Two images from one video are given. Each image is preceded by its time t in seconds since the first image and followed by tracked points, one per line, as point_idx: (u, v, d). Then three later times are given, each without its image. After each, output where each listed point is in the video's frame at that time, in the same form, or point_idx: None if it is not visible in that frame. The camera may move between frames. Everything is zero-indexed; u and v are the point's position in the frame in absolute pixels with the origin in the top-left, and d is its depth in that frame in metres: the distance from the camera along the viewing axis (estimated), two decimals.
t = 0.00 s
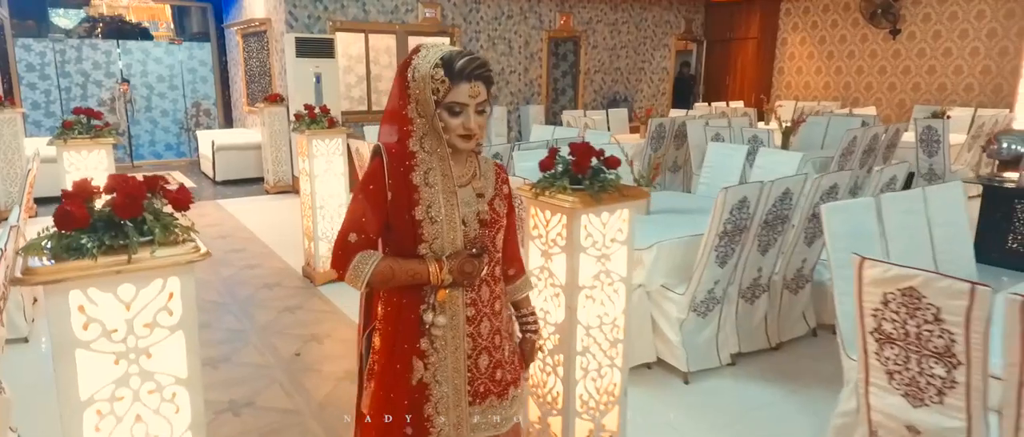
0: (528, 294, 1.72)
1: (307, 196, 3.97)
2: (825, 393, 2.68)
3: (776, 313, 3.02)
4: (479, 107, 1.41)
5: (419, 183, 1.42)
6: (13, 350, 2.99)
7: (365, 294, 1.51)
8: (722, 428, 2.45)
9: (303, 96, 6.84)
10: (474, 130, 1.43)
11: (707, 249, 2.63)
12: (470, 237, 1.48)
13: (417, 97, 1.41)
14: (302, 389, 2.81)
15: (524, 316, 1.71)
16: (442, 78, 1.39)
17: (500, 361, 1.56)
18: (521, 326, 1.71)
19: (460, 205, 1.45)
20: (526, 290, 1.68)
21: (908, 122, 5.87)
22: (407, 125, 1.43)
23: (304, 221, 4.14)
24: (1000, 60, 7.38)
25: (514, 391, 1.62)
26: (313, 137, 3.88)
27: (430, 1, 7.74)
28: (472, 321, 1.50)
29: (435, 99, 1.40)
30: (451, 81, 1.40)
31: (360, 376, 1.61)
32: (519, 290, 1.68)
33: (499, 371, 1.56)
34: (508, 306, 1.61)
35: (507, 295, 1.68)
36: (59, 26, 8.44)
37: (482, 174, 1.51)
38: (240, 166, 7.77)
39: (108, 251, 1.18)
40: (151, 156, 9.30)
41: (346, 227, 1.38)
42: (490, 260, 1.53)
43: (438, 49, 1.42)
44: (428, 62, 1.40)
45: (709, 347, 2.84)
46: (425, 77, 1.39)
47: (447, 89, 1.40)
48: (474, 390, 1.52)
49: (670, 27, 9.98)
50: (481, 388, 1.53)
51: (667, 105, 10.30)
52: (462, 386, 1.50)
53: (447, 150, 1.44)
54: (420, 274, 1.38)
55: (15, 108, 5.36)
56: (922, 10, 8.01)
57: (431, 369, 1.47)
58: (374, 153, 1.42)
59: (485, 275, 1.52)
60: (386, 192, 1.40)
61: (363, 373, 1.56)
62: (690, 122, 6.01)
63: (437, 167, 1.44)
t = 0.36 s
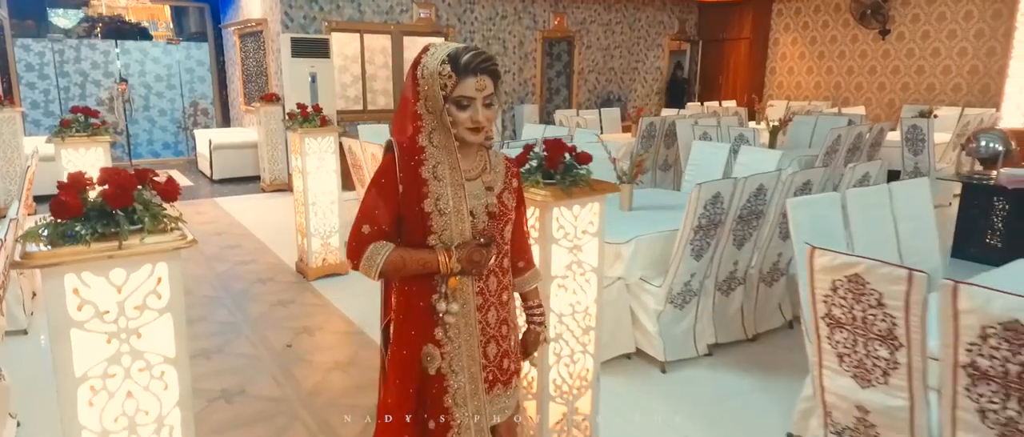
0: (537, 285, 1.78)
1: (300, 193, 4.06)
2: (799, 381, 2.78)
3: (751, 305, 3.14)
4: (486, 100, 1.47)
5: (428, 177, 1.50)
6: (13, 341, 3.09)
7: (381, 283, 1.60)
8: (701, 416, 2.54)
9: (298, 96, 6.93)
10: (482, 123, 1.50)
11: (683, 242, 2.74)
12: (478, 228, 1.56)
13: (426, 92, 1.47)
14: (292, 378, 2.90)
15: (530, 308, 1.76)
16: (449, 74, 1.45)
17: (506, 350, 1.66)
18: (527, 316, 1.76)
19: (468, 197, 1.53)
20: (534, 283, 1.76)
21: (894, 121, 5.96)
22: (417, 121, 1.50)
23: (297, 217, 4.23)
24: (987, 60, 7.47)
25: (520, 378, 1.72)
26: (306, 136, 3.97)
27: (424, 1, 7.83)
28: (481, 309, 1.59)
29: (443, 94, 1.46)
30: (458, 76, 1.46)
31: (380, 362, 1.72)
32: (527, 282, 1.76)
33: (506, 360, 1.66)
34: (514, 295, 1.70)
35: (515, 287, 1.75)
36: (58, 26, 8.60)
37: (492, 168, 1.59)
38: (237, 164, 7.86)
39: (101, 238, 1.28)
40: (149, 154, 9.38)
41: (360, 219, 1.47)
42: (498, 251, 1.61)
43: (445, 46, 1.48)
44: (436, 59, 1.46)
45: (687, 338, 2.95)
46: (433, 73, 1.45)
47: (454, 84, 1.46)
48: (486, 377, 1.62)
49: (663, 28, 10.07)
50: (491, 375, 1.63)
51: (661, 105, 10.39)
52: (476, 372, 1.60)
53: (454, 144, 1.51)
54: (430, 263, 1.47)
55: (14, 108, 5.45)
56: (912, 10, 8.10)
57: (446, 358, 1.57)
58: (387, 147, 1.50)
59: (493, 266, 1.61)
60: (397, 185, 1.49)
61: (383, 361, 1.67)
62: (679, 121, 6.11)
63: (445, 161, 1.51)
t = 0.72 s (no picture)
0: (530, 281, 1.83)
1: (294, 190, 4.15)
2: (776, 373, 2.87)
3: (732, 298, 3.23)
4: (484, 100, 1.52)
5: (425, 173, 1.56)
6: (12, 335, 3.17)
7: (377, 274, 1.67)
8: (683, 408, 2.61)
9: (295, 96, 7.02)
10: (480, 121, 1.55)
11: (662, 237, 2.83)
12: (472, 225, 1.62)
13: (426, 92, 1.54)
14: (285, 369, 2.99)
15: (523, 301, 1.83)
16: (449, 74, 1.52)
17: (495, 343, 1.71)
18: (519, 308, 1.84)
19: (463, 194, 1.59)
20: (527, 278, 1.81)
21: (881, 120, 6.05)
22: (417, 119, 1.56)
23: (292, 214, 4.31)
24: (976, 60, 7.56)
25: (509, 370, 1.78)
26: (299, 134, 4.06)
27: (420, 2, 7.93)
28: (473, 302, 1.64)
29: (442, 93, 1.53)
30: (457, 76, 1.52)
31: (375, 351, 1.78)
32: (520, 278, 1.81)
33: (494, 352, 1.71)
34: (504, 290, 1.75)
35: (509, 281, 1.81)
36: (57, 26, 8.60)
37: (489, 166, 1.65)
38: (234, 163, 7.94)
39: (96, 228, 1.36)
40: (147, 154, 9.44)
41: (357, 212, 1.54)
42: (491, 248, 1.66)
43: (445, 47, 1.54)
44: (436, 59, 1.52)
45: (668, 330, 3.04)
46: (433, 74, 1.52)
47: (453, 84, 1.52)
48: (475, 368, 1.67)
49: (658, 28, 10.17)
50: (481, 366, 1.68)
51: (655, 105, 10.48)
52: (465, 363, 1.65)
53: (451, 142, 1.57)
54: (424, 256, 1.53)
55: (14, 107, 5.53)
56: (902, 11, 8.19)
57: (437, 349, 1.63)
58: (387, 144, 1.57)
59: (485, 261, 1.65)
60: (395, 180, 1.55)
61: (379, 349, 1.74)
62: (670, 120, 6.19)
63: (441, 159, 1.57)
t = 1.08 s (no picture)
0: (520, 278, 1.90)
1: (288, 187, 4.24)
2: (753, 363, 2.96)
3: (713, 291, 3.33)
4: (476, 101, 1.59)
5: (418, 173, 1.62)
6: (12, 327, 3.25)
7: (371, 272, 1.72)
8: (665, 400, 2.67)
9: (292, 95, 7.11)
10: (472, 122, 1.62)
11: (644, 232, 2.92)
12: (464, 224, 1.68)
13: (419, 95, 1.60)
14: (277, 361, 3.08)
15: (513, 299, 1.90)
16: (441, 76, 1.58)
17: (484, 339, 1.77)
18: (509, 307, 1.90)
19: (456, 194, 1.65)
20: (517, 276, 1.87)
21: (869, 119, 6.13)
22: (411, 121, 1.62)
23: (286, 211, 4.40)
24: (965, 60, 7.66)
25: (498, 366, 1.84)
26: (293, 132, 4.14)
27: (415, 2, 8.01)
28: (464, 300, 1.71)
29: (435, 95, 1.59)
30: (449, 78, 1.58)
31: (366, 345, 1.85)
32: (510, 276, 1.87)
33: (484, 348, 1.77)
34: (496, 288, 1.81)
35: (499, 279, 1.87)
36: (56, 26, 8.78)
37: (481, 167, 1.71)
38: (232, 162, 8.02)
39: (92, 218, 1.44)
40: (145, 153, 9.51)
41: (352, 211, 1.60)
42: (482, 246, 1.72)
43: (438, 50, 1.60)
44: (428, 62, 1.59)
45: (650, 322, 3.13)
46: (426, 77, 1.58)
47: (445, 85, 1.59)
48: (465, 364, 1.74)
49: (652, 28, 10.26)
50: (471, 363, 1.75)
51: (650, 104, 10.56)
52: (454, 359, 1.72)
53: (444, 143, 1.63)
54: (417, 255, 1.60)
55: (13, 107, 5.61)
56: (892, 11, 8.28)
57: (427, 345, 1.70)
58: (381, 144, 1.63)
59: (476, 260, 1.71)
60: (390, 180, 1.61)
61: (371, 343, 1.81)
62: (662, 119, 6.28)
63: (435, 160, 1.63)
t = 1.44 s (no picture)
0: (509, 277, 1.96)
1: (281, 184, 4.34)
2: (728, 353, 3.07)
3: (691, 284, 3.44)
4: (459, 97, 1.65)
5: (404, 172, 1.70)
6: (10, 320, 3.35)
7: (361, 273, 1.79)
8: (644, 390, 2.76)
9: (287, 95, 7.21)
10: (456, 119, 1.69)
11: (621, 226, 3.03)
12: (452, 221, 1.75)
13: (404, 94, 1.68)
14: (268, 351, 3.18)
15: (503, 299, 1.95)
16: (425, 74, 1.65)
17: (476, 339, 1.82)
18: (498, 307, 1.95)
19: (443, 191, 1.72)
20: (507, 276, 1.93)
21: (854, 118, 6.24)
22: (396, 119, 1.70)
23: (279, 208, 4.50)
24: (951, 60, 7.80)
25: (490, 366, 1.89)
26: (286, 130, 4.25)
27: (409, 3, 8.12)
28: (454, 298, 1.77)
29: (419, 92, 1.66)
30: (432, 75, 1.66)
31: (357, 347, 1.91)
32: (501, 275, 1.93)
33: (476, 348, 1.82)
34: (486, 287, 1.87)
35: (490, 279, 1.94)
36: (55, 26, 8.96)
37: (466, 165, 1.78)
38: (228, 161, 8.12)
39: (85, 208, 1.54)
40: (143, 151, 9.60)
41: (340, 211, 1.68)
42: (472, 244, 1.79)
43: (420, 51, 1.69)
44: (411, 62, 1.67)
45: (629, 314, 3.24)
46: (410, 76, 1.66)
47: (429, 83, 1.66)
48: (456, 363, 1.79)
49: (645, 28, 10.37)
50: (461, 362, 1.80)
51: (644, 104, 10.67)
52: (445, 358, 1.77)
53: (429, 139, 1.70)
54: (406, 253, 1.67)
55: (12, 106, 5.70)
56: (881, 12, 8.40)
57: (417, 344, 1.75)
58: (367, 145, 1.70)
59: (466, 258, 1.78)
60: (376, 179, 1.69)
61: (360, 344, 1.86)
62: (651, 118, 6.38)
63: (421, 157, 1.70)
